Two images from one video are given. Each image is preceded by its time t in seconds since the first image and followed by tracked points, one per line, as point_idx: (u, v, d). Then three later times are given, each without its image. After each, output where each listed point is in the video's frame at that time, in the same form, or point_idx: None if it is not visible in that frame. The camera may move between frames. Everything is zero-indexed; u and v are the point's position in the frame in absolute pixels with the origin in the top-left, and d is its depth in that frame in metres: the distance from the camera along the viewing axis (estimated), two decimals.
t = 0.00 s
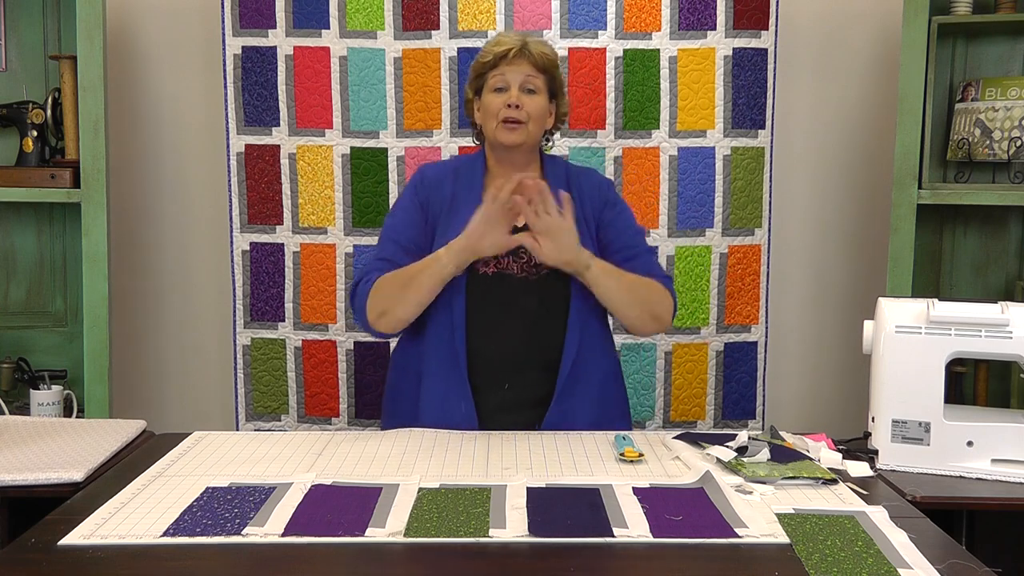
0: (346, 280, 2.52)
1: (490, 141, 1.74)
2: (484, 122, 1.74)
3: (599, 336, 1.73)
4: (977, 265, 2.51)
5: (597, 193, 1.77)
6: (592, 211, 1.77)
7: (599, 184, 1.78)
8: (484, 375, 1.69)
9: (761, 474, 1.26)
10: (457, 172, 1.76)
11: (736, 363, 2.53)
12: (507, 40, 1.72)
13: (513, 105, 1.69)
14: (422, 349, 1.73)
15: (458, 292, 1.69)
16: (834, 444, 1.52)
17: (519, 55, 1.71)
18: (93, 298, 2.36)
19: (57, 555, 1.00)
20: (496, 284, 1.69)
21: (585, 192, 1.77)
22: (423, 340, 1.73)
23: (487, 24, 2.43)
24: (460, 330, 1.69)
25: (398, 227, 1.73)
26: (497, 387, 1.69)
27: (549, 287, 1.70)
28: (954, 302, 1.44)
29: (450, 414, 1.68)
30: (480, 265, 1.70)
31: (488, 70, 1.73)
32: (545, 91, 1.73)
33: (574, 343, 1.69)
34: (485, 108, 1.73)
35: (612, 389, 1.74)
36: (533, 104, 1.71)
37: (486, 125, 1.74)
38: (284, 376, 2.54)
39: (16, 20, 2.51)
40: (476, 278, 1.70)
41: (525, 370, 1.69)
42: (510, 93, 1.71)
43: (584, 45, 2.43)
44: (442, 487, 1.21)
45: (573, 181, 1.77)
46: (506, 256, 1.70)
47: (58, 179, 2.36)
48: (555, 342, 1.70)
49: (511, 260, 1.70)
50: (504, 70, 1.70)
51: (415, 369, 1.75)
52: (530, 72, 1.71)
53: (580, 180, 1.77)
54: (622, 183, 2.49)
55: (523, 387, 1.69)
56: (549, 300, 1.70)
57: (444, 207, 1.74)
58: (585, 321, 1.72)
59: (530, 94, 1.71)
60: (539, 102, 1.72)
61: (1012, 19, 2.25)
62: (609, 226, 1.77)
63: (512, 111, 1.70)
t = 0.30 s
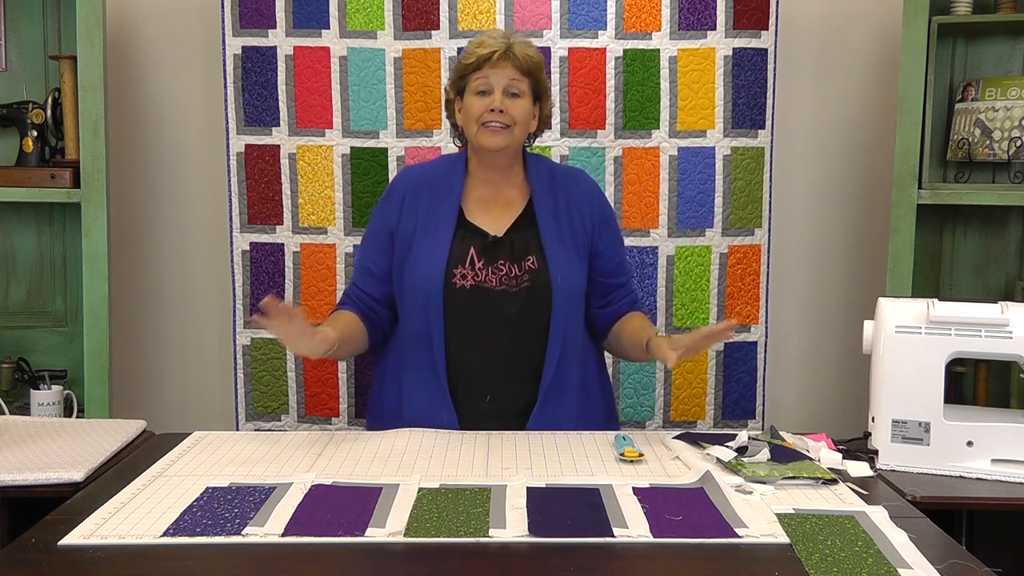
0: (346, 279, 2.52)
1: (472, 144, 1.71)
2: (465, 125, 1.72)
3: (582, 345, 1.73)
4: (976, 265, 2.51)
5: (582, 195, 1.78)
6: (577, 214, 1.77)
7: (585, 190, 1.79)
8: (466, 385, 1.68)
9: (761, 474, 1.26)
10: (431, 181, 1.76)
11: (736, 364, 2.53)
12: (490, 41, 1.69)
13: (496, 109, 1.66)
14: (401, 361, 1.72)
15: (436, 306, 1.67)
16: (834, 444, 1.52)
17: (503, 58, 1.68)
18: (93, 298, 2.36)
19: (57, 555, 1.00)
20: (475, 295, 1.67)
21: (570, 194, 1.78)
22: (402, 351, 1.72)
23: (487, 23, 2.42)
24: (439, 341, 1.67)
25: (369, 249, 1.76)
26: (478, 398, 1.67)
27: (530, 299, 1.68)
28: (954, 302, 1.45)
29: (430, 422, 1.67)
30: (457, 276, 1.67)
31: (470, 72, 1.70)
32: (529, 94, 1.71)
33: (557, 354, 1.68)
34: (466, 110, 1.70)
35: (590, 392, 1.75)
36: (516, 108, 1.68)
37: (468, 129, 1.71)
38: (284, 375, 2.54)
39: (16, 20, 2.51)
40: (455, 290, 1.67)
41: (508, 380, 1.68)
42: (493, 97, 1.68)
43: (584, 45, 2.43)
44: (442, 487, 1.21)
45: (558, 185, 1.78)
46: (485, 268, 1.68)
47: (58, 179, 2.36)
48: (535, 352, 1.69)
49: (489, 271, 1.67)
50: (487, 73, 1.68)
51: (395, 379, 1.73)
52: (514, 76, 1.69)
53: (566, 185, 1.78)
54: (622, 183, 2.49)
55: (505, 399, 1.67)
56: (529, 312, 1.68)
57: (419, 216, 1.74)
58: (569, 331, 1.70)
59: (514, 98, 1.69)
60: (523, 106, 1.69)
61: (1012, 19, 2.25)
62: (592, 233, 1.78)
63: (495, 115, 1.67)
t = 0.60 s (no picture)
0: (346, 279, 2.53)
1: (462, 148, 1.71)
2: (455, 128, 1.71)
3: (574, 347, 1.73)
4: (976, 265, 2.51)
5: (573, 195, 1.78)
6: (569, 215, 1.77)
7: (576, 190, 1.79)
8: (457, 390, 1.68)
9: (761, 474, 1.26)
10: (422, 182, 1.75)
11: (736, 364, 2.53)
12: (478, 43, 1.69)
13: (485, 113, 1.66)
14: (391, 362, 1.71)
15: (426, 310, 1.66)
16: (834, 444, 1.52)
17: (491, 60, 1.68)
18: (93, 298, 2.36)
19: (57, 555, 1.00)
20: (466, 300, 1.67)
21: (561, 195, 1.78)
22: (392, 353, 1.71)
23: (487, 23, 2.42)
24: (429, 345, 1.67)
25: (361, 254, 1.76)
26: (470, 402, 1.68)
27: (520, 303, 1.68)
28: (954, 302, 1.45)
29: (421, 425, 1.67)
30: (447, 281, 1.68)
31: (459, 75, 1.70)
32: (518, 96, 1.70)
33: (550, 358, 1.68)
34: (456, 114, 1.70)
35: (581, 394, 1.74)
36: (506, 111, 1.67)
37: (458, 133, 1.70)
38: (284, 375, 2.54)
39: (16, 20, 2.51)
40: (446, 295, 1.67)
41: (501, 385, 1.68)
42: (482, 101, 1.68)
43: (584, 45, 2.43)
44: (442, 487, 1.21)
45: (549, 185, 1.78)
46: (476, 273, 1.68)
47: (58, 179, 2.36)
48: (527, 355, 1.69)
49: (479, 276, 1.68)
50: (476, 76, 1.67)
51: (385, 382, 1.73)
52: (503, 78, 1.68)
53: (557, 185, 1.78)
54: (622, 183, 2.49)
55: (497, 402, 1.67)
56: (520, 316, 1.68)
57: (409, 219, 1.73)
58: (561, 336, 1.70)
59: (503, 101, 1.68)
60: (512, 109, 1.68)
61: (1012, 19, 2.25)
62: (583, 234, 1.78)
63: (484, 119, 1.66)
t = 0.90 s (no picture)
0: (346, 279, 2.53)
1: (462, 147, 1.71)
2: (455, 128, 1.71)
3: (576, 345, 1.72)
4: (976, 265, 2.51)
5: (573, 193, 1.78)
6: (569, 213, 1.77)
7: (576, 188, 1.79)
8: (459, 389, 1.68)
9: (761, 474, 1.26)
10: (423, 182, 1.75)
11: (736, 363, 2.53)
12: (478, 42, 1.69)
13: (485, 112, 1.66)
14: (393, 360, 1.71)
15: (428, 309, 1.67)
16: (834, 444, 1.52)
17: (490, 59, 1.68)
18: (93, 298, 2.36)
19: (57, 555, 1.00)
20: (468, 299, 1.67)
21: (562, 193, 1.77)
22: (394, 352, 1.71)
23: (487, 23, 2.42)
24: (431, 344, 1.67)
25: (362, 255, 1.76)
26: (472, 401, 1.67)
27: (522, 302, 1.68)
28: (954, 302, 1.45)
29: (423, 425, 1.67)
30: (449, 280, 1.68)
31: (458, 75, 1.70)
32: (518, 95, 1.70)
33: (552, 357, 1.68)
34: (456, 114, 1.70)
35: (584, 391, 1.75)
36: (505, 110, 1.67)
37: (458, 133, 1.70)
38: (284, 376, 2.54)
39: (15, 20, 2.51)
40: (449, 293, 1.67)
41: (502, 383, 1.68)
42: (481, 101, 1.67)
43: (584, 45, 2.43)
44: (442, 487, 1.21)
45: (550, 184, 1.78)
46: (478, 271, 1.68)
47: (58, 179, 2.36)
48: (529, 354, 1.69)
49: (481, 275, 1.68)
50: (475, 75, 1.67)
51: (387, 380, 1.72)
52: (502, 77, 1.68)
53: (557, 184, 1.78)
54: (622, 183, 2.49)
55: (499, 401, 1.67)
56: (522, 314, 1.68)
57: (411, 219, 1.73)
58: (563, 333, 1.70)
59: (502, 100, 1.68)
60: (512, 108, 1.68)
61: (1012, 19, 2.25)
62: (584, 232, 1.78)
63: (484, 119, 1.66)
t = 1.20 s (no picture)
0: (346, 279, 2.52)
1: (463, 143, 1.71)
2: (457, 124, 1.71)
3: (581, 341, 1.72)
4: (976, 265, 2.51)
5: (577, 190, 1.78)
6: (572, 209, 1.76)
7: (580, 186, 1.79)
8: (466, 385, 1.69)
9: (761, 474, 1.26)
10: (426, 179, 1.75)
11: (736, 364, 2.53)
12: (481, 39, 1.69)
13: (486, 107, 1.65)
14: (397, 355, 1.71)
15: (434, 305, 1.66)
16: (834, 444, 1.52)
17: (493, 55, 1.68)
18: (93, 298, 2.36)
19: (57, 555, 1.00)
20: (473, 294, 1.67)
21: (566, 191, 1.77)
22: (398, 351, 1.71)
23: (486, 23, 2.42)
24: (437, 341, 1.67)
25: (364, 251, 1.75)
26: (479, 397, 1.68)
27: (527, 297, 1.68)
28: (954, 302, 1.45)
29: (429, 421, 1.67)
30: (454, 275, 1.67)
31: (461, 71, 1.70)
32: (519, 91, 1.69)
33: (557, 354, 1.68)
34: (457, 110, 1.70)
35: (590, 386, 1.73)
36: (507, 106, 1.67)
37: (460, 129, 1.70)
38: (284, 376, 2.54)
39: (16, 20, 2.51)
40: (454, 289, 1.67)
41: (508, 380, 1.69)
42: (483, 96, 1.67)
43: (584, 45, 2.43)
44: (442, 487, 1.21)
45: (554, 182, 1.78)
46: (482, 266, 1.68)
47: (58, 179, 2.36)
48: (533, 351, 1.70)
49: (486, 271, 1.67)
50: (477, 71, 1.67)
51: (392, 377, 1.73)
52: (504, 73, 1.68)
53: (561, 182, 1.78)
54: (622, 183, 2.49)
55: (506, 397, 1.68)
56: (527, 310, 1.68)
57: (414, 215, 1.72)
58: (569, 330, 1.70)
59: (504, 97, 1.67)
60: (513, 104, 1.67)
61: (1012, 19, 2.25)
62: (588, 230, 1.78)
63: (485, 114, 1.65)
